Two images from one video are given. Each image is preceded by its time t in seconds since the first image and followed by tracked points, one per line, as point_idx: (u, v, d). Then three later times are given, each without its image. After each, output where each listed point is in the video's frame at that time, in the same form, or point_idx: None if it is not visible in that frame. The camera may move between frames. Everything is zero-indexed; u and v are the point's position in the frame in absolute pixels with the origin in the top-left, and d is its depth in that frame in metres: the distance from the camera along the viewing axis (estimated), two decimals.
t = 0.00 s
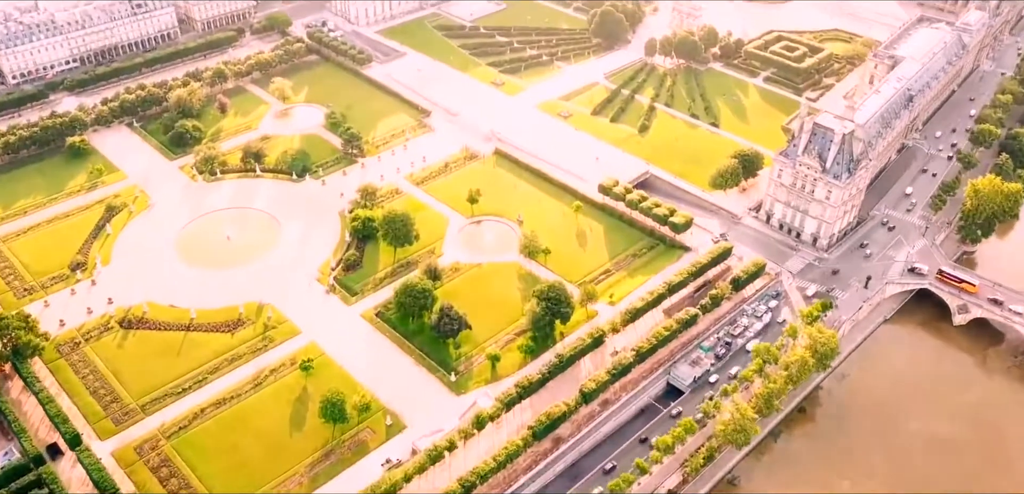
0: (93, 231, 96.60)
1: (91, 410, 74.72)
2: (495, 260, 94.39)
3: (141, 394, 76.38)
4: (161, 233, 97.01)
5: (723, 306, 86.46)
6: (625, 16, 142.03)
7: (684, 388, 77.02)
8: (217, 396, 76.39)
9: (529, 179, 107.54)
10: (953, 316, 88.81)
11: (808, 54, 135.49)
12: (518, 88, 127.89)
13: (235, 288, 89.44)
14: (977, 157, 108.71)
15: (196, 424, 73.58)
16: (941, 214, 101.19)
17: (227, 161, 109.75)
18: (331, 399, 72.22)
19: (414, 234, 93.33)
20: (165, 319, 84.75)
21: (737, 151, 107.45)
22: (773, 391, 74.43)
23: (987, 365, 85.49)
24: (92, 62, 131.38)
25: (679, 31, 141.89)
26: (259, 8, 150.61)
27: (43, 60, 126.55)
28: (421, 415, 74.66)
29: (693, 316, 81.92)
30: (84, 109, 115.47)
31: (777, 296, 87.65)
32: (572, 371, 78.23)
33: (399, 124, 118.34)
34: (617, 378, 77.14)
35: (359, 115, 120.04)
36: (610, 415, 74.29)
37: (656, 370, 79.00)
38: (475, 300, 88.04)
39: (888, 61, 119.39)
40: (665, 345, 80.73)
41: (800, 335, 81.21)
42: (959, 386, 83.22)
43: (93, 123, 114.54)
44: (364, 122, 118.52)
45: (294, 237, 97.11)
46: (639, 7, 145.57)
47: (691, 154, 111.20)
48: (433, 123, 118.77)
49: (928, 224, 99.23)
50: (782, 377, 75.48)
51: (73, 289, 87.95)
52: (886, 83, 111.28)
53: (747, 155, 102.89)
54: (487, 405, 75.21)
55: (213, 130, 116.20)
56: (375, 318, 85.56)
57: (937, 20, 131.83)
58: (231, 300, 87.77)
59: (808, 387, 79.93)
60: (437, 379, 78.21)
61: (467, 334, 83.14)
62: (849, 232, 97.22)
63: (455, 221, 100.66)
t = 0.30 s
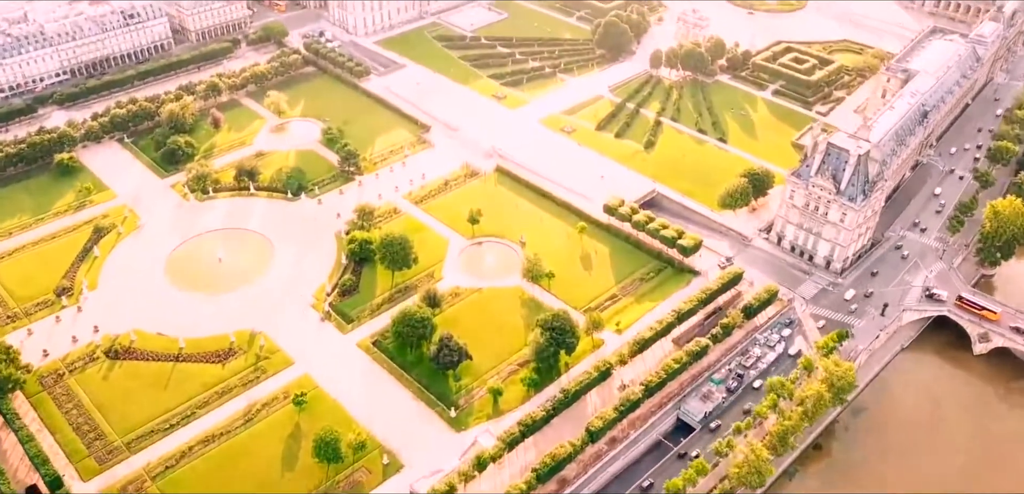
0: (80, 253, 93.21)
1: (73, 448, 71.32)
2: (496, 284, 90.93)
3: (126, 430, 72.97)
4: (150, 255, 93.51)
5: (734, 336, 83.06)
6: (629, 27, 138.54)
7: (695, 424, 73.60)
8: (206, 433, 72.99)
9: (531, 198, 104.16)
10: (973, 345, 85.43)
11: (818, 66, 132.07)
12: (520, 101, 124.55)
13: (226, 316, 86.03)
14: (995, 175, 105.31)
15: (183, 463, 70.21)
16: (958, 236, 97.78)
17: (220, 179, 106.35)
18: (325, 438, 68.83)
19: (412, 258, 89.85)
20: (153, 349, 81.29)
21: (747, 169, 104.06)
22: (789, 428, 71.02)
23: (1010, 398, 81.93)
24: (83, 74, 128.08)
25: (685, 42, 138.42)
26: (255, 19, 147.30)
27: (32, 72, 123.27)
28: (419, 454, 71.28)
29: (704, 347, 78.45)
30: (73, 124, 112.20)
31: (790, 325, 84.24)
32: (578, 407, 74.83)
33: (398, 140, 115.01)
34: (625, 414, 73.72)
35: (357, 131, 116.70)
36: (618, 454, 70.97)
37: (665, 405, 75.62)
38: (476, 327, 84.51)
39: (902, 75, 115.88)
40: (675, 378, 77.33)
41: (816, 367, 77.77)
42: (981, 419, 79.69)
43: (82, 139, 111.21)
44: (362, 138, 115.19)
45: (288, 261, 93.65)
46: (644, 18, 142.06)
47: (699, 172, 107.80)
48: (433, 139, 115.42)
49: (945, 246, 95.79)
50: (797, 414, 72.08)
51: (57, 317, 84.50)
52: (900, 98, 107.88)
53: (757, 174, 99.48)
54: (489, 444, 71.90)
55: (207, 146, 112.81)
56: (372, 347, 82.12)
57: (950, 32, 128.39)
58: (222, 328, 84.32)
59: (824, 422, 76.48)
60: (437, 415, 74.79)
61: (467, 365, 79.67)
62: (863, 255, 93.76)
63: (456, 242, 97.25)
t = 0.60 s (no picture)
0: (66, 278, 89.69)
1: (53, 492, 67.92)
2: (498, 311, 87.41)
3: (110, 472, 69.52)
4: (138, 281, 90.02)
5: (747, 369, 79.61)
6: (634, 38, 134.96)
7: (707, 466, 70.17)
8: (193, 475, 69.56)
9: (534, 219, 100.69)
10: (995, 377, 81.88)
11: (828, 79, 128.59)
12: (522, 115, 121.12)
13: (217, 346, 82.51)
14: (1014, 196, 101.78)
15: None
16: (977, 260, 94.25)
17: (213, 199, 102.89)
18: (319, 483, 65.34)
19: (411, 283, 86.31)
20: (139, 383, 77.80)
21: (757, 189, 100.65)
22: (806, 471, 67.55)
23: None
24: (73, 87, 124.68)
25: (691, 54, 134.88)
26: (250, 30, 144.03)
27: (20, 86, 119.84)
28: None
29: (715, 382, 75.14)
30: (61, 141, 108.81)
31: (805, 357, 80.79)
32: (585, 446, 71.39)
33: (396, 157, 111.60)
34: (633, 455, 70.27)
35: (354, 147, 113.26)
36: None
37: (676, 444, 72.14)
38: (476, 358, 80.94)
39: (916, 90, 112.02)
40: (686, 415, 73.88)
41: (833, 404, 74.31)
42: (1005, 456, 76.02)
43: (71, 156, 107.87)
44: (359, 155, 111.78)
45: (281, 287, 90.12)
46: (649, 28, 138.63)
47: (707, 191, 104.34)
48: (432, 155, 111.97)
49: (963, 271, 92.27)
50: (815, 455, 68.63)
51: (40, 348, 81.09)
52: (915, 115, 104.32)
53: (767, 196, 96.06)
54: (491, 488, 68.45)
55: (199, 163, 109.40)
56: (368, 380, 78.62)
57: (965, 44, 124.74)
58: (211, 360, 80.84)
59: (842, 462, 73.02)
60: (436, 455, 71.31)
61: (467, 400, 76.19)
62: (879, 280, 90.26)
63: (456, 266, 93.71)
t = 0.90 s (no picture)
0: (50, 305, 86.12)
1: None
2: (500, 340, 83.81)
3: None
4: (125, 308, 86.49)
5: (760, 404, 76.11)
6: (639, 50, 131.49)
7: None
8: None
9: (537, 240, 97.10)
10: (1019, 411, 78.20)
11: (838, 93, 125.09)
12: (525, 131, 117.61)
13: (205, 378, 78.93)
14: None
15: None
16: (997, 285, 90.67)
17: (204, 219, 99.39)
18: None
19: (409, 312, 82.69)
20: (123, 419, 74.30)
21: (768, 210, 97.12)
22: None
23: None
24: (62, 101, 121.22)
25: (697, 66, 131.43)
26: (245, 41, 140.57)
27: (8, 100, 116.39)
28: None
29: (728, 419, 71.48)
30: (49, 159, 105.33)
31: (821, 392, 77.30)
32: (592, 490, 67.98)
33: (394, 174, 108.06)
34: None
35: (351, 165, 109.72)
36: None
37: (688, 487, 68.69)
38: (477, 392, 77.35)
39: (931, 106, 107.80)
40: (698, 455, 70.45)
41: (851, 444, 70.89)
42: None
43: (58, 175, 104.41)
44: (356, 173, 108.26)
45: (274, 314, 86.53)
46: (654, 39, 135.15)
47: (716, 212, 100.83)
48: (432, 173, 108.46)
49: (984, 297, 88.67)
50: None
51: (21, 381, 77.55)
52: (931, 132, 100.68)
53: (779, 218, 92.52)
54: None
55: (191, 182, 105.93)
56: (364, 416, 75.04)
57: (980, 57, 121.17)
58: (200, 393, 77.29)
59: None
60: None
61: (468, 438, 72.67)
62: (897, 308, 86.67)
63: (456, 291, 90.09)
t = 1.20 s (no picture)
0: (33, 334, 82.77)
1: None
2: (502, 371, 80.31)
3: None
4: (111, 337, 83.14)
5: (775, 442, 72.77)
6: (644, 62, 128.06)
7: None
8: None
9: (539, 263, 93.64)
10: None
11: (849, 107, 121.68)
12: (527, 146, 114.19)
13: (193, 413, 75.44)
14: None
15: None
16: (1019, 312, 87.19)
17: (195, 241, 96.02)
18: None
19: (406, 342, 79.19)
20: (107, 458, 70.95)
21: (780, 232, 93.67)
22: None
23: None
24: (51, 115, 117.91)
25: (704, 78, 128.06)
26: (240, 52, 137.16)
27: None
28: None
29: (742, 460, 68.07)
30: (36, 177, 101.96)
31: (838, 429, 73.95)
32: None
33: (392, 193, 104.66)
34: None
35: (348, 182, 106.36)
36: None
37: None
38: (477, 428, 73.88)
39: (946, 121, 104.39)
40: None
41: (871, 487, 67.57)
42: None
43: (46, 194, 101.11)
44: (354, 191, 104.91)
45: (266, 343, 83.08)
46: (659, 50, 131.72)
47: (725, 233, 97.38)
48: (431, 192, 105.03)
49: (1005, 326, 85.17)
50: None
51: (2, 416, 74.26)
52: (948, 150, 97.17)
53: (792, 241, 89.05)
54: None
55: (182, 201, 102.57)
56: (359, 455, 71.58)
57: (995, 70, 117.65)
58: (188, 429, 73.84)
59: None
60: None
61: (468, 480, 69.28)
62: (915, 337, 83.15)
63: (456, 318, 86.60)
